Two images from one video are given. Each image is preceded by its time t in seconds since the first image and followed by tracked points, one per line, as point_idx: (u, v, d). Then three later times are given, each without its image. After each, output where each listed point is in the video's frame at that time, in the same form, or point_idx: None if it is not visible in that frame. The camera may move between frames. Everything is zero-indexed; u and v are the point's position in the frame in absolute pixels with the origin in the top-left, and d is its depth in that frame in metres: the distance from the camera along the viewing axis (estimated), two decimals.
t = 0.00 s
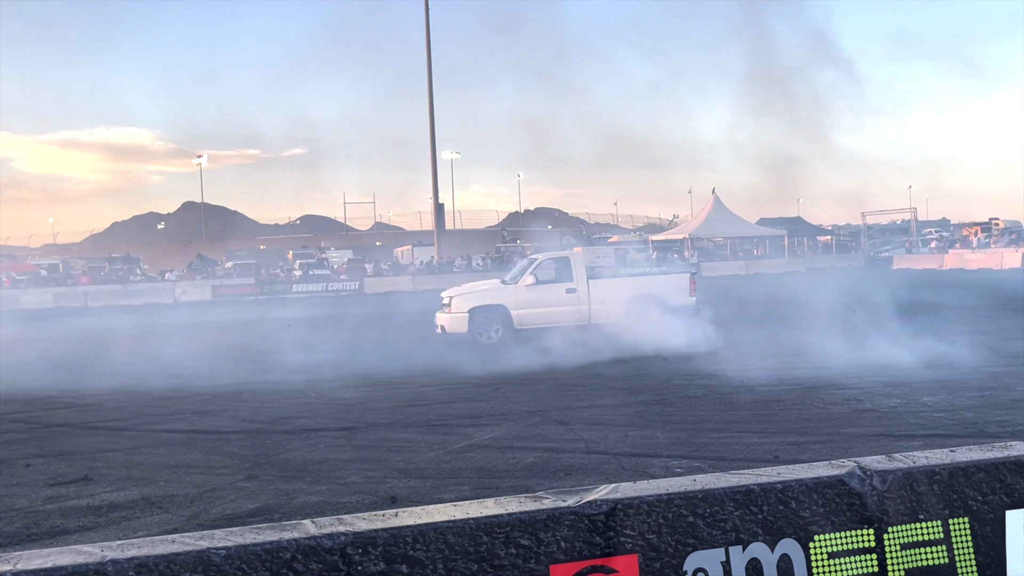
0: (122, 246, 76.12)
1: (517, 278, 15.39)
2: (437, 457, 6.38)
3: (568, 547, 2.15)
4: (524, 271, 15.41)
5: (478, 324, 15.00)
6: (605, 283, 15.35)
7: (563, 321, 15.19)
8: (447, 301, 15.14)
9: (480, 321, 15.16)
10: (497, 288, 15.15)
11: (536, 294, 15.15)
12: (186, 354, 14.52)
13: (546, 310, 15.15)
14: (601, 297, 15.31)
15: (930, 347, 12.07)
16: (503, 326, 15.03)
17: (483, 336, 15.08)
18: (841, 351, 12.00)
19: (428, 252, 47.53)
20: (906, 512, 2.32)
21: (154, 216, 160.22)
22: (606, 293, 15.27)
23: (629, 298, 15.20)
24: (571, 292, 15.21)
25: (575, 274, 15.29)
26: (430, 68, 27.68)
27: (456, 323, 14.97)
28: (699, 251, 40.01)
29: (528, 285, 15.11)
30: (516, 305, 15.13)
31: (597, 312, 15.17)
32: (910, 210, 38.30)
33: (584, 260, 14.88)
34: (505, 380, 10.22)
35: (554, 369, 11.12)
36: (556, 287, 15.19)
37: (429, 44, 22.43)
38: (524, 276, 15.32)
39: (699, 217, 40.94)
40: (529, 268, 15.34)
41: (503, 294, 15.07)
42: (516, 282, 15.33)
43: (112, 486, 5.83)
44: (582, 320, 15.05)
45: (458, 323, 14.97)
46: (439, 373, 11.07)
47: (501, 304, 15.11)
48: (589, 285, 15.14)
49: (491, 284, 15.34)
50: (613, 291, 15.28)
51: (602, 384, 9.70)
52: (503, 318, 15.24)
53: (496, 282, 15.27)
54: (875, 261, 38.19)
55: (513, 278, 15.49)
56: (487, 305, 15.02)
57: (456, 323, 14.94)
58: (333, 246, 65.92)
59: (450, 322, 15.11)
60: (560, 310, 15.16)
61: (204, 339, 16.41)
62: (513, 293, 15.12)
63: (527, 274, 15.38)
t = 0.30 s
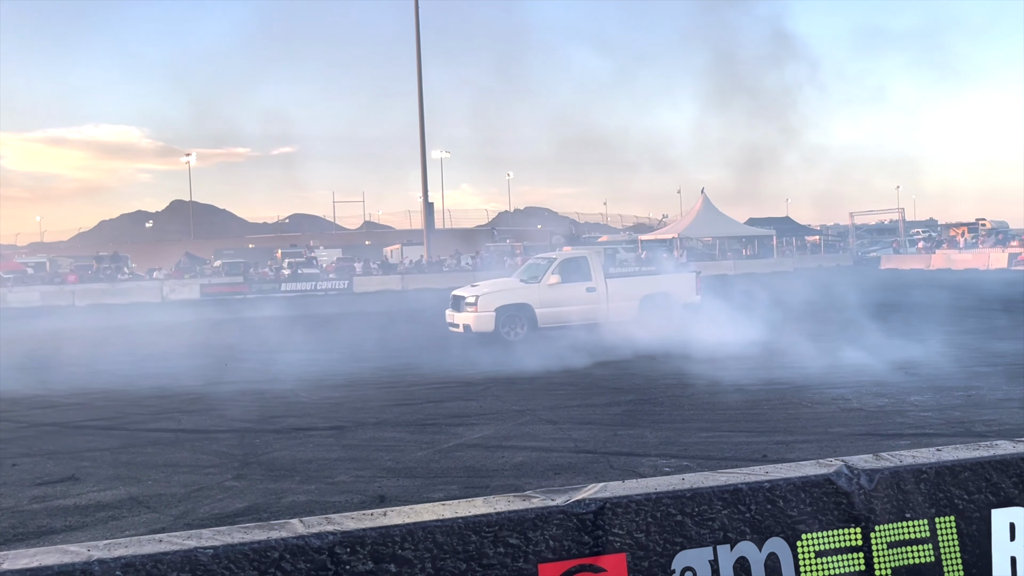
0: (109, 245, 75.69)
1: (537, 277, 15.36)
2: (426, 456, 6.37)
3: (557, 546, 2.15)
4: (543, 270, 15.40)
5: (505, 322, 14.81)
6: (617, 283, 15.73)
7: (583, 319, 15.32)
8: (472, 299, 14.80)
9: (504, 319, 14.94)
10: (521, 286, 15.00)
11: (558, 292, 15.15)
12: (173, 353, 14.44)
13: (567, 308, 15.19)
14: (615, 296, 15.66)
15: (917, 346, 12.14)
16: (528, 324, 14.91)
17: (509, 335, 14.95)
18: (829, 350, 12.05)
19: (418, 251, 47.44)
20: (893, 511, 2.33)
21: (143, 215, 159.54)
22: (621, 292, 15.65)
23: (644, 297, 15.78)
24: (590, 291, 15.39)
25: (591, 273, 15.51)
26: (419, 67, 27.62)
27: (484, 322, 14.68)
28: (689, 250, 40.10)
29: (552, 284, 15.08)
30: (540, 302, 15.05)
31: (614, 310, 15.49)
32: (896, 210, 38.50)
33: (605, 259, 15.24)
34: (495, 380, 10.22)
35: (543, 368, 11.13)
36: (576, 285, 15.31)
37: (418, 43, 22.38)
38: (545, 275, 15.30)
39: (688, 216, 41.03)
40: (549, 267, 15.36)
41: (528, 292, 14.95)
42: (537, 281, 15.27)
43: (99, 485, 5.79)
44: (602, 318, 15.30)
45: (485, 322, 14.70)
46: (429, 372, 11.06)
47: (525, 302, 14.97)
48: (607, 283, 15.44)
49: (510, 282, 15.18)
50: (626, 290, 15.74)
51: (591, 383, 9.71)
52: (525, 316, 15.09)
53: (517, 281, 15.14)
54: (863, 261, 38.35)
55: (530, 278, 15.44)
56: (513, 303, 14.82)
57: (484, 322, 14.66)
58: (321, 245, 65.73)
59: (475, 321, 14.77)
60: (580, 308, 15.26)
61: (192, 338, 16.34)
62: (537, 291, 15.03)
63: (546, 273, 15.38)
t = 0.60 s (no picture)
0: (100, 243, 75.31)
1: (548, 275, 15.32)
2: (419, 455, 6.37)
3: (549, 545, 2.15)
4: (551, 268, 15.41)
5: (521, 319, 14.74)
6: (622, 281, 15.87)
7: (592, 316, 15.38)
8: (488, 296, 14.64)
9: (517, 317, 14.85)
10: (534, 283, 14.94)
11: (569, 289, 15.17)
12: (165, 351, 14.38)
13: (577, 306, 15.21)
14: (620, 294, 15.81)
15: (908, 345, 12.18)
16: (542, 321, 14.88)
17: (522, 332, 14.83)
18: (821, 350, 12.08)
19: (411, 250, 47.35)
20: (884, 510, 2.33)
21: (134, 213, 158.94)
22: (627, 290, 15.80)
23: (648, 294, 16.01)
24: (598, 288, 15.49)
25: (598, 271, 15.61)
26: (413, 64, 27.51)
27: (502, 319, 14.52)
28: (682, 250, 40.13)
29: (565, 281, 15.09)
30: (553, 299, 15.03)
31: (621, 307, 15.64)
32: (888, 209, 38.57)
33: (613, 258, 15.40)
34: (488, 378, 10.21)
35: (536, 367, 11.13)
36: (585, 283, 15.37)
37: (411, 40, 22.31)
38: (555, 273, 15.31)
39: (681, 216, 41.05)
40: (558, 265, 15.38)
41: (542, 289, 14.92)
42: (548, 278, 15.26)
43: (90, 484, 5.77)
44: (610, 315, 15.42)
45: (502, 318, 14.59)
46: (421, 371, 11.05)
47: (539, 299, 14.92)
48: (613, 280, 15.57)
49: (520, 280, 15.12)
50: (631, 287, 15.90)
51: (584, 382, 9.71)
52: (537, 314, 15.00)
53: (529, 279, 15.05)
54: (855, 261, 38.45)
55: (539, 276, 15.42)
56: (529, 300, 14.75)
57: (502, 319, 14.54)
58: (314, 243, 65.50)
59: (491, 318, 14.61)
60: (590, 305, 15.33)
61: (184, 337, 16.27)
62: (550, 288, 15.01)
63: (556, 271, 15.39)
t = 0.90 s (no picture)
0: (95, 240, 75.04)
1: (550, 273, 15.26)
2: (415, 453, 6.37)
3: (546, 544, 2.15)
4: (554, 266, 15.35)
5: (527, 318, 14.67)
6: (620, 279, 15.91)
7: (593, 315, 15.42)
8: (496, 295, 14.45)
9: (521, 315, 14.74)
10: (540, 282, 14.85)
11: (572, 288, 15.16)
12: (161, 349, 14.34)
13: (579, 304, 15.22)
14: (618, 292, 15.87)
15: (904, 346, 12.20)
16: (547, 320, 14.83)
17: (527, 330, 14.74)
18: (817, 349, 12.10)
19: (407, 248, 47.27)
20: (882, 510, 2.34)
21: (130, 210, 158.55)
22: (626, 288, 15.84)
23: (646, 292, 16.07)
24: (598, 287, 15.52)
25: (598, 269, 15.63)
26: (410, 62, 27.44)
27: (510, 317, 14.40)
28: (678, 249, 40.13)
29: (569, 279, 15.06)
30: (557, 298, 14.99)
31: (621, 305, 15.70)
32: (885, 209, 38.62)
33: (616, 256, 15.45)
34: (484, 377, 10.22)
35: (531, 366, 11.13)
36: (586, 281, 15.37)
37: (408, 37, 22.26)
38: (558, 271, 15.26)
39: (678, 215, 41.05)
40: (561, 264, 15.33)
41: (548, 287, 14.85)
42: (551, 276, 15.20)
43: (86, 481, 5.76)
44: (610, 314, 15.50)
45: (510, 317, 14.47)
46: (418, 369, 11.04)
47: (544, 297, 14.86)
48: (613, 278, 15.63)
49: (524, 278, 15.01)
50: (630, 285, 15.94)
51: (580, 381, 9.72)
52: (541, 312, 14.92)
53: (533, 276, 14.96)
54: (851, 261, 38.48)
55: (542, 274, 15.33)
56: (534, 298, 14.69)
57: (510, 317, 14.41)
58: (311, 241, 65.38)
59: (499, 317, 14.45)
60: (591, 304, 15.36)
61: (180, 334, 16.22)
62: (555, 287, 14.96)
63: (559, 269, 15.33)
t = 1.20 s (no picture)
0: (97, 237, 75.00)
1: (548, 270, 15.25)
2: (416, 450, 6.37)
3: (546, 540, 2.15)
4: (550, 264, 15.32)
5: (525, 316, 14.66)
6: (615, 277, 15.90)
7: (590, 313, 15.40)
8: (495, 293, 14.44)
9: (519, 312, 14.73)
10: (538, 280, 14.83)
11: (568, 286, 15.14)
12: (163, 345, 14.35)
13: (575, 302, 15.21)
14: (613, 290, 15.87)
15: (904, 345, 12.20)
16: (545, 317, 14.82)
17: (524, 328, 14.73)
18: (817, 348, 12.10)
19: (409, 246, 47.24)
20: (881, 508, 2.34)
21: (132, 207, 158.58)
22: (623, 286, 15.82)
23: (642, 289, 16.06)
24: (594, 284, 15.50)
25: (594, 267, 15.61)
26: (412, 60, 27.41)
27: (508, 314, 14.40)
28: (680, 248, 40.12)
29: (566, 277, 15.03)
30: (554, 296, 14.98)
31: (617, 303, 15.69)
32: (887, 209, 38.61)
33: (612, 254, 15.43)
34: (484, 374, 10.23)
35: (532, 364, 11.13)
36: (583, 279, 15.36)
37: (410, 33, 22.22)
38: (555, 268, 15.24)
39: (680, 214, 41.02)
40: (557, 262, 15.30)
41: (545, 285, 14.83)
42: (548, 274, 15.18)
43: (87, 476, 5.77)
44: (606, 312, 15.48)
45: (509, 314, 14.44)
46: (418, 366, 11.05)
47: (541, 295, 14.85)
48: (609, 276, 15.61)
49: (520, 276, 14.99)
50: (626, 283, 15.92)
51: (581, 379, 9.73)
52: (540, 310, 14.92)
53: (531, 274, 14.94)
54: (853, 260, 38.45)
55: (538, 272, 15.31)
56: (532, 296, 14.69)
57: (508, 315, 14.40)
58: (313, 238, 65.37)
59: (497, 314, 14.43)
60: (587, 301, 15.35)
61: (181, 331, 16.23)
62: (552, 285, 14.94)
63: (555, 267, 15.30)
